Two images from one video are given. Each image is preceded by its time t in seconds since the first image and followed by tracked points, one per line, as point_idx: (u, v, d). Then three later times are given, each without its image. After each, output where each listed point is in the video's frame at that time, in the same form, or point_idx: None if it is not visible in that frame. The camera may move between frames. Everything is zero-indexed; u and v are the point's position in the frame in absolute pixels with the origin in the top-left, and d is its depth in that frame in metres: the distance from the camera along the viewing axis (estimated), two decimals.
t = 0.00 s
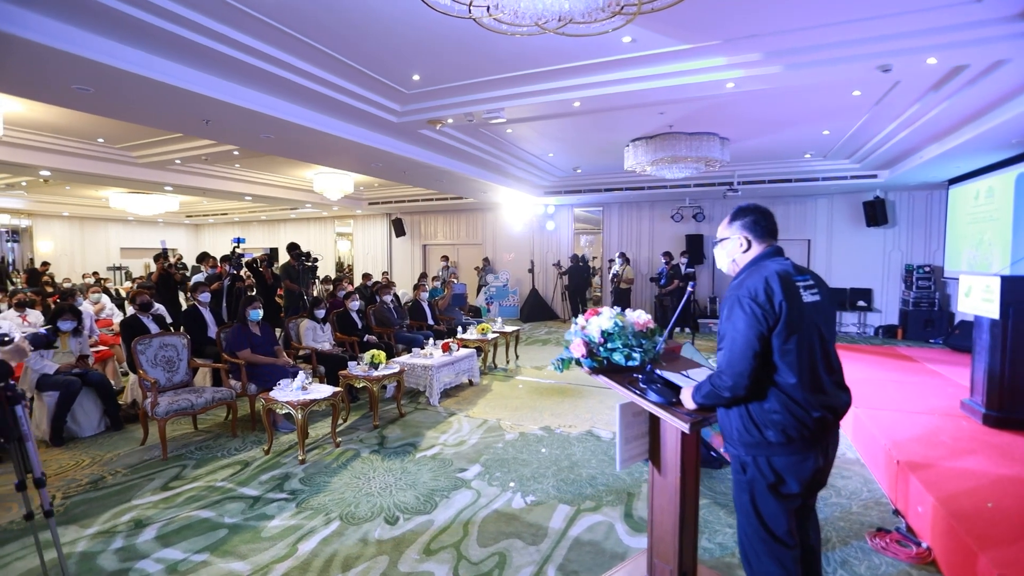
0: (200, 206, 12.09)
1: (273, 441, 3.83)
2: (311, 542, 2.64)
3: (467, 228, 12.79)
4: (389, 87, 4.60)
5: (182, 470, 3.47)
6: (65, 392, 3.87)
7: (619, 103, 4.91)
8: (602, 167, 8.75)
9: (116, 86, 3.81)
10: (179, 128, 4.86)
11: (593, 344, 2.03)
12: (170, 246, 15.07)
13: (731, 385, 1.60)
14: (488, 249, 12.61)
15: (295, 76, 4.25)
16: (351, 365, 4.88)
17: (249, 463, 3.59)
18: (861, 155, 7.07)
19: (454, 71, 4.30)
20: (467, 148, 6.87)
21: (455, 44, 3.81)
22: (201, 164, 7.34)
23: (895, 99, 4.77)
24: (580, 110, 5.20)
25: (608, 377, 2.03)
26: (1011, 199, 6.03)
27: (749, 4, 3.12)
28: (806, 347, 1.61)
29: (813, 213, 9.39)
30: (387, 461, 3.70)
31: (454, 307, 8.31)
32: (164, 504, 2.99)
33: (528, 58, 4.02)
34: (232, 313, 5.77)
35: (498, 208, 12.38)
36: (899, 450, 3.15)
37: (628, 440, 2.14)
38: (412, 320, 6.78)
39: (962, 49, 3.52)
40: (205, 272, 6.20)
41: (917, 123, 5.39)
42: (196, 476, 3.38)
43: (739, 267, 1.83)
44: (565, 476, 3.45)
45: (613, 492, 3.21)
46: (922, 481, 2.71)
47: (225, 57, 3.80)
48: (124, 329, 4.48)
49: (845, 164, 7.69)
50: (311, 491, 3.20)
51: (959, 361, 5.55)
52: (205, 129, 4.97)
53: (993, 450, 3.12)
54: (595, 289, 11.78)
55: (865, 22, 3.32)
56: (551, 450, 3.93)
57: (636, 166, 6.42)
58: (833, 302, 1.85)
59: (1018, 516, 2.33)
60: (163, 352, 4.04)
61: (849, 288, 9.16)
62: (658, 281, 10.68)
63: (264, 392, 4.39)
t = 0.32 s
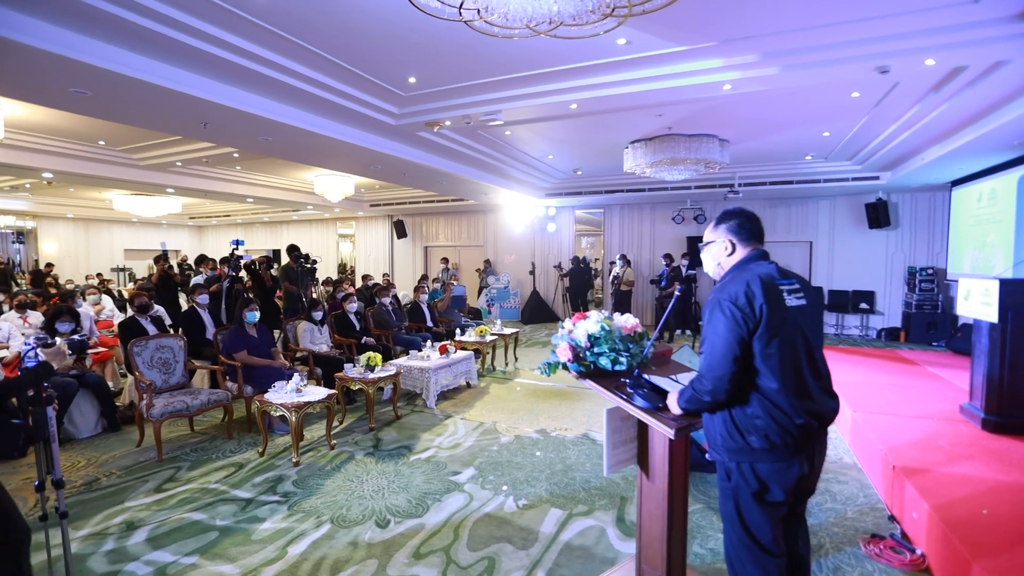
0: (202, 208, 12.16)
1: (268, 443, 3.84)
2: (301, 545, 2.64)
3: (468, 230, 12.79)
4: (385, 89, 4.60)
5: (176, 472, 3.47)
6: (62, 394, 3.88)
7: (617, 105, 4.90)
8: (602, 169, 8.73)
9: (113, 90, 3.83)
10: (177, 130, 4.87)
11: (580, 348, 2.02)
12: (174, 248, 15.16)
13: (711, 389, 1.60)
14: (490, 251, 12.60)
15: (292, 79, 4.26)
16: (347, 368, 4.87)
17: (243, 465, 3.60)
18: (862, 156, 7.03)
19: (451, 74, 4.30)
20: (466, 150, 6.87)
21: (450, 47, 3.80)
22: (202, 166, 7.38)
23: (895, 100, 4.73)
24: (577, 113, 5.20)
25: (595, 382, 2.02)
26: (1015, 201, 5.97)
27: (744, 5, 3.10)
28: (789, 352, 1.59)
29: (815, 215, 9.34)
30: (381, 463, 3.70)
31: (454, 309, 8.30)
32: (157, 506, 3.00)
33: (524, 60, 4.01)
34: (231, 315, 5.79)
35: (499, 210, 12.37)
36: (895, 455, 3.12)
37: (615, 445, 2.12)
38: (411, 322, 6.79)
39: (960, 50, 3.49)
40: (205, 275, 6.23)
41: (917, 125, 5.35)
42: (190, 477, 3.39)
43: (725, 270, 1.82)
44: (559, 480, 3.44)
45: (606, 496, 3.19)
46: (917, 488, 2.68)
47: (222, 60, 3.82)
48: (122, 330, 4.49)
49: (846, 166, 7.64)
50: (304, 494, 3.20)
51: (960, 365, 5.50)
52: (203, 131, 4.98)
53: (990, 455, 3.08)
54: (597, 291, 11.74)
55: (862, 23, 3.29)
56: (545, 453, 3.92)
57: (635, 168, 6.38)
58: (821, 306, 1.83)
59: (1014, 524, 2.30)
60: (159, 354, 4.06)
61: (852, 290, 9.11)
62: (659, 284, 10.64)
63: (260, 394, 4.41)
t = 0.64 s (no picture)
0: (203, 208, 12.20)
1: (262, 444, 3.84)
2: (291, 547, 2.63)
3: (469, 231, 12.79)
4: (382, 91, 4.61)
5: (169, 472, 3.48)
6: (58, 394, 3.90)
7: (614, 105, 4.88)
8: (602, 169, 8.71)
9: (109, 91, 3.84)
10: (174, 130, 4.87)
11: (566, 350, 2.01)
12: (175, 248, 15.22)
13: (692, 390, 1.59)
14: (490, 252, 12.60)
15: (287, 80, 4.27)
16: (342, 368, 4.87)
17: (236, 466, 3.60)
18: (862, 156, 6.99)
19: (445, 74, 4.30)
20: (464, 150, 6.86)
21: (444, 47, 3.80)
22: (201, 167, 7.39)
23: (893, 100, 4.71)
24: (574, 113, 5.19)
25: (581, 384, 2.01)
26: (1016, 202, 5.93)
27: (739, 4, 3.08)
28: (772, 354, 1.58)
29: (815, 215, 9.31)
30: (375, 464, 3.69)
31: (453, 309, 8.30)
32: (149, 507, 3.00)
33: (519, 60, 4.00)
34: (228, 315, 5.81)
35: (500, 210, 12.37)
36: (890, 458, 3.10)
37: (602, 449, 2.11)
38: (409, 322, 6.79)
39: (958, 50, 3.46)
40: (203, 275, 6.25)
41: (918, 125, 5.32)
42: (183, 478, 3.39)
43: (712, 272, 1.80)
44: (551, 482, 3.42)
45: (598, 499, 3.17)
46: (911, 491, 2.65)
47: (217, 62, 3.82)
48: (119, 331, 4.51)
49: (846, 166, 7.61)
50: (296, 495, 3.20)
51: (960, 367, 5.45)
52: (200, 132, 4.98)
53: (987, 458, 3.05)
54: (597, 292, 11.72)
55: (858, 23, 3.27)
56: (540, 455, 3.90)
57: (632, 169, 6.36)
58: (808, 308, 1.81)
59: (1008, 528, 2.27)
60: (154, 354, 4.06)
61: (852, 291, 9.06)
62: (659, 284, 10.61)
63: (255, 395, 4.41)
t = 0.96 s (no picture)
0: (208, 208, 12.28)
1: (262, 444, 3.86)
2: (287, 548, 2.64)
3: (472, 231, 12.80)
4: (383, 92, 4.63)
5: (170, 472, 3.50)
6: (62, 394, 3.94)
7: (615, 106, 4.86)
8: (605, 170, 8.68)
9: (111, 93, 3.88)
10: (177, 132, 4.90)
11: (559, 353, 2.00)
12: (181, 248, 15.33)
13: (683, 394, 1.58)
14: (494, 252, 12.60)
15: (287, 82, 4.28)
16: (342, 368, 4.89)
17: (236, 466, 3.62)
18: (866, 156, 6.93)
19: (445, 75, 4.30)
20: (466, 151, 6.86)
21: (443, 48, 3.79)
22: (205, 168, 7.44)
23: (897, 99, 4.66)
24: (575, 113, 5.17)
25: (573, 386, 2.01)
26: None
27: (737, 4, 3.06)
28: (763, 357, 1.57)
29: (820, 216, 9.24)
30: (374, 465, 3.69)
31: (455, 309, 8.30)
32: (148, 506, 3.02)
33: (518, 61, 4.00)
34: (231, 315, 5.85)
35: (503, 211, 12.37)
36: (891, 461, 3.06)
37: (595, 451, 2.10)
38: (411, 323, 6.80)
39: (962, 48, 3.42)
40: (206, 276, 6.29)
41: (923, 125, 5.26)
42: (183, 477, 3.42)
43: (702, 275, 1.80)
44: (549, 484, 3.41)
45: (595, 501, 3.16)
46: (910, 495, 2.62)
47: (217, 63, 3.84)
48: (122, 330, 4.55)
49: (852, 166, 7.54)
50: (294, 495, 3.21)
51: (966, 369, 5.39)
52: (203, 133, 5.00)
53: (990, 462, 3.02)
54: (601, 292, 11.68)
55: (859, 21, 3.23)
56: (539, 456, 3.90)
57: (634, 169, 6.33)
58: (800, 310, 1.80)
59: (1009, 534, 2.24)
60: (156, 355, 4.09)
61: (858, 292, 8.98)
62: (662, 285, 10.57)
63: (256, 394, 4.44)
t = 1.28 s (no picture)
0: (220, 209, 12.43)
1: (269, 443, 3.90)
2: (291, 546, 2.66)
3: (480, 232, 12.83)
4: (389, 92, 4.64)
5: (178, 469, 3.55)
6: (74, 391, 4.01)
7: (622, 106, 4.85)
8: (613, 170, 8.65)
9: (121, 96, 3.94)
10: (187, 134, 4.95)
11: (559, 353, 2.00)
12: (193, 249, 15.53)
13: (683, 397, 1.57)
14: (501, 252, 12.61)
15: (294, 83, 4.32)
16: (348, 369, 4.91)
17: (243, 464, 3.65)
18: (878, 155, 6.84)
19: (450, 76, 4.31)
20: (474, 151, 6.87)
21: (447, 49, 3.80)
22: (216, 169, 7.53)
23: (909, 98, 4.60)
24: (581, 113, 5.16)
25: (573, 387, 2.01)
26: None
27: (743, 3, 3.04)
28: (764, 360, 1.55)
29: (831, 216, 9.14)
30: (378, 464, 3.71)
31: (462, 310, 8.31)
32: (156, 503, 3.06)
33: (524, 61, 3.99)
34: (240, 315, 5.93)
35: (511, 211, 12.37)
36: (899, 465, 3.02)
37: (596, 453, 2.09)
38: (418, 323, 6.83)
39: (974, 45, 3.36)
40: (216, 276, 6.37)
41: (936, 124, 5.18)
42: (190, 475, 3.46)
43: (702, 277, 1.79)
44: (553, 485, 3.41)
45: (599, 503, 3.15)
46: (918, 500, 2.58)
47: (223, 66, 3.88)
48: (133, 330, 4.61)
49: (864, 165, 7.44)
50: (299, 493, 3.23)
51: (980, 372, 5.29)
52: (212, 135, 5.06)
53: (1001, 466, 2.96)
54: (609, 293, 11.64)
55: (869, 19, 3.19)
56: (543, 457, 3.89)
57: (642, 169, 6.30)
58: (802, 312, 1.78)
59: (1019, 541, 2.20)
60: (165, 354, 4.14)
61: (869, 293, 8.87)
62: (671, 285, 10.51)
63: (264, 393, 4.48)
